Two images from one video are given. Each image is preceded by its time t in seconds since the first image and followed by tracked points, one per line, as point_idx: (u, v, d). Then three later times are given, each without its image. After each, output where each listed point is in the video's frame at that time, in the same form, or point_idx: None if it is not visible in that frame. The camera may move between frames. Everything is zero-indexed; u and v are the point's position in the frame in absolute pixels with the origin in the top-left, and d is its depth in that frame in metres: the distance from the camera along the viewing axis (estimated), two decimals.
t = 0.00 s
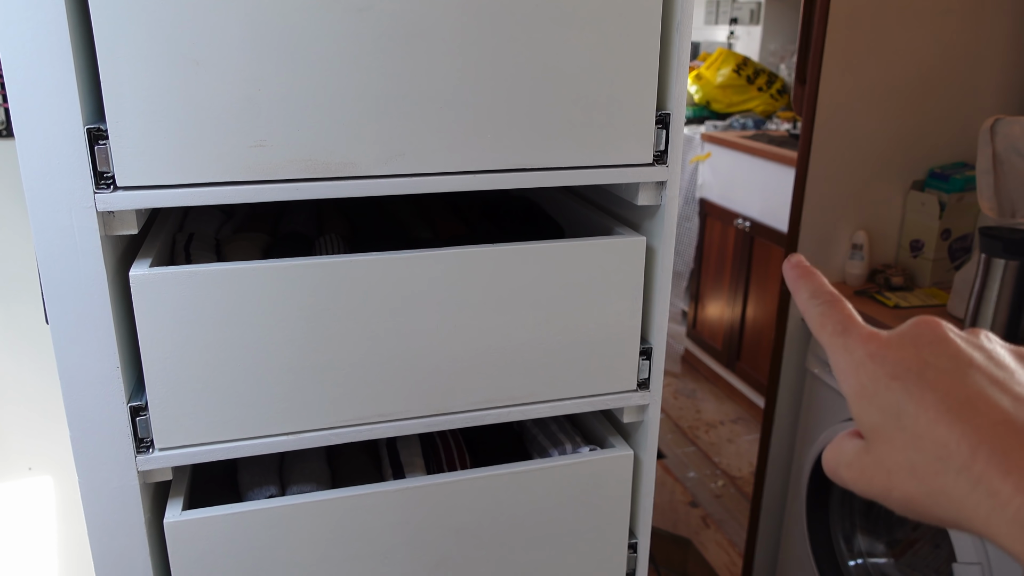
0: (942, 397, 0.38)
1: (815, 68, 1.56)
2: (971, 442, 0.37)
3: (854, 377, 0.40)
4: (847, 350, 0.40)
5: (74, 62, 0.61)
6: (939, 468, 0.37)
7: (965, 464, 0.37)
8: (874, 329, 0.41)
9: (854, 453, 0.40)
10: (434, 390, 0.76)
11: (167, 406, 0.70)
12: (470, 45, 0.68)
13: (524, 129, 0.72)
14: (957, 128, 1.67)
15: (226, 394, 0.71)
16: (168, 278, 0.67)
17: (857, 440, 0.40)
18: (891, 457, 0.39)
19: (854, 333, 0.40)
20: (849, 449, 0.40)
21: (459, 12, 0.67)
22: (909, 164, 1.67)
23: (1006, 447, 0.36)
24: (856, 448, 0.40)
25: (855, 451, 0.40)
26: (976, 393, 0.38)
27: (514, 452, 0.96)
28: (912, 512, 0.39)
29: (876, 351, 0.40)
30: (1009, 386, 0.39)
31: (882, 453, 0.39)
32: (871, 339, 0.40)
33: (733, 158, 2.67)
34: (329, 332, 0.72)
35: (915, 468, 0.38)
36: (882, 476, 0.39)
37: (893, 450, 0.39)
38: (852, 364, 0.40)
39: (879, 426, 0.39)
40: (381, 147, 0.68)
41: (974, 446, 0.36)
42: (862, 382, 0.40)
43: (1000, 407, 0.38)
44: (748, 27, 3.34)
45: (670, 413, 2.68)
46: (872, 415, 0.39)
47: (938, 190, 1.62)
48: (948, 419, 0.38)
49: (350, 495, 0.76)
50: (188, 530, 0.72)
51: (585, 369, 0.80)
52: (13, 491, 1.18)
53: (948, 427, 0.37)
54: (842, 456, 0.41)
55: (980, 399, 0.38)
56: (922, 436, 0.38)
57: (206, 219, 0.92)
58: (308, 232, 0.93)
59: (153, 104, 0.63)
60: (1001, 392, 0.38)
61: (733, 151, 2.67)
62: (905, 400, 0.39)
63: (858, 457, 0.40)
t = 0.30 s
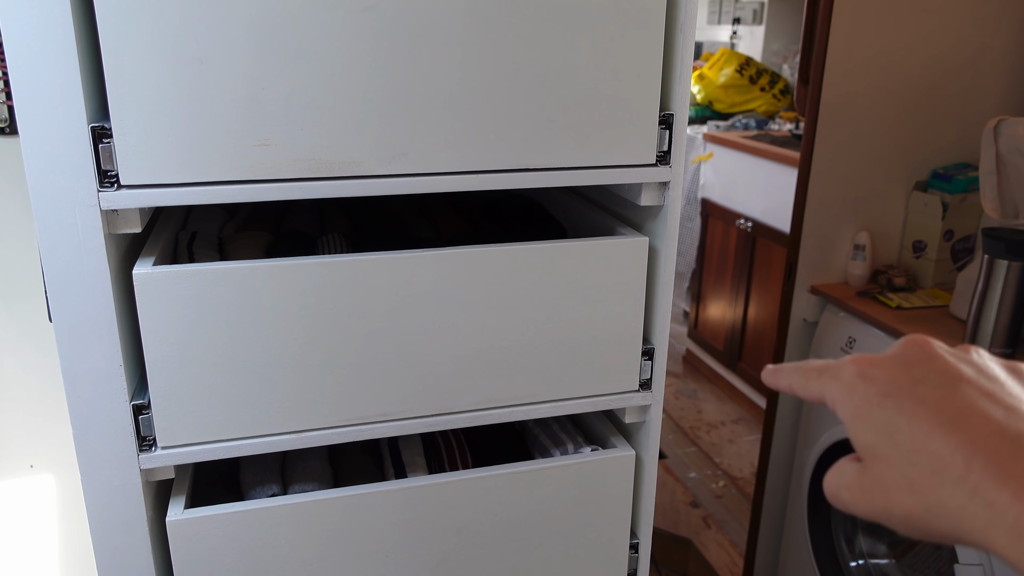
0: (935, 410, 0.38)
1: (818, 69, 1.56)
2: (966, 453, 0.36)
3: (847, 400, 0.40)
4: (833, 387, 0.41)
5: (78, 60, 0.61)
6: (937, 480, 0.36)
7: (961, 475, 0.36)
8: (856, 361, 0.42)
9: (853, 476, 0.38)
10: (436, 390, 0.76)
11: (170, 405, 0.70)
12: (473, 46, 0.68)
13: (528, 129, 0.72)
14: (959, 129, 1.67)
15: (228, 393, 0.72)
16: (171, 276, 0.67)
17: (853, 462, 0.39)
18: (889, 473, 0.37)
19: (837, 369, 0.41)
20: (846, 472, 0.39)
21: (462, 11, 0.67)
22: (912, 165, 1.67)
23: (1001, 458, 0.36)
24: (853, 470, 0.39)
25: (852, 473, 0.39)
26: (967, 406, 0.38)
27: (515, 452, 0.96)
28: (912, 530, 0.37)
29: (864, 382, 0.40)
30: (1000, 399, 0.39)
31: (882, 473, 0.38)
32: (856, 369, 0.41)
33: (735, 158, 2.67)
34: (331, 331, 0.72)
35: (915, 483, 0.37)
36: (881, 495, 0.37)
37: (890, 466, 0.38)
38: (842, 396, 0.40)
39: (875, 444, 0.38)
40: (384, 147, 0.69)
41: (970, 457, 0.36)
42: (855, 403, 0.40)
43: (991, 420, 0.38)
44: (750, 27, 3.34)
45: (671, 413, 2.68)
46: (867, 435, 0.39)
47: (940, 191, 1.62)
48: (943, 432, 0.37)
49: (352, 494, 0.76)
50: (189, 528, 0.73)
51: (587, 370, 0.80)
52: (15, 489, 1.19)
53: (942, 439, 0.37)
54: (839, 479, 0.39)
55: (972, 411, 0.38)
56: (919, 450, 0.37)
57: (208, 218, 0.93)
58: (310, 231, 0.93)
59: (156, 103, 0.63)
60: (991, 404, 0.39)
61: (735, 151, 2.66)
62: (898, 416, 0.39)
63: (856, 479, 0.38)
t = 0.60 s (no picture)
0: (933, 416, 0.38)
1: (820, 68, 1.56)
2: (964, 458, 0.36)
3: (844, 407, 0.40)
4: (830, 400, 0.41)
5: (79, 59, 0.61)
6: (935, 486, 0.36)
7: (959, 481, 0.36)
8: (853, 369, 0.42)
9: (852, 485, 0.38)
10: (437, 389, 0.76)
11: (170, 404, 0.70)
12: (475, 44, 0.68)
13: (529, 128, 0.71)
14: (962, 129, 1.66)
15: (229, 392, 0.71)
16: (172, 275, 0.67)
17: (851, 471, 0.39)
18: (887, 481, 0.37)
19: (834, 380, 0.41)
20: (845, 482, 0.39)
21: (464, 10, 0.67)
22: (914, 165, 1.67)
23: (998, 463, 0.35)
24: (852, 478, 0.39)
25: (851, 481, 0.38)
26: (964, 412, 0.38)
27: (517, 452, 0.96)
28: (913, 538, 0.37)
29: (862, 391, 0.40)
30: (997, 405, 0.39)
31: (880, 481, 0.38)
32: (853, 377, 0.41)
33: (737, 157, 2.67)
34: (332, 330, 0.72)
35: (913, 489, 0.37)
36: (880, 503, 0.37)
37: (888, 474, 0.37)
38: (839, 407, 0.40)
39: (873, 451, 0.38)
40: (385, 145, 0.68)
41: (967, 463, 0.36)
42: (852, 411, 0.39)
43: (989, 426, 0.37)
44: (752, 27, 3.33)
45: (672, 413, 2.68)
46: (865, 443, 0.39)
47: (942, 191, 1.62)
48: (940, 437, 0.37)
49: (352, 494, 0.76)
50: (190, 527, 0.72)
51: (589, 369, 0.80)
52: (15, 488, 1.18)
53: (940, 444, 0.37)
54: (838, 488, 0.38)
55: (969, 416, 0.38)
56: (917, 457, 0.37)
57: (210, 217, 0.92)
58: (311, 230, 0.93)
59: (158, 101, 0.63)
60: (990, 410, 0.39)
61: (737, 151, 2.66)
62: (896, 423, 0.38)
63: (854, 487, 0.38)
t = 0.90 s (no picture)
0: (939, 416, 0.38)
1: (819, 66, 1.56)
2: (969, 459, 0.36)
3: (850, 405, 0.40)
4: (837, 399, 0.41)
5: (79, 60, 0.61)
6: (939, 485, 0.36)
7: (964, 481, 0.36)
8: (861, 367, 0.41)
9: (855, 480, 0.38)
10: (436, 389, 0.76)
11: (171, 404, 0.70)
12: (473, 44, 0.68)
13: (527, 128, 0.72)
14: (961, 127, 1.66)
15: (230, 393, 0.72)
16: (173, 275, 0.67)
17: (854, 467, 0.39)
18: (890, 479, 0.37)
19: (841, 377, 0.41)
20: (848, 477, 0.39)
21: (463, 10, 0.67)
22: (913, 163, 1.67)
23: (1003, 464, 0.35)
24: (855, 475, 0.39)
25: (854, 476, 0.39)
26: (970, 412, 0.38)
27: (516, 451, 0.96)
28: (913, 535, 0.37)
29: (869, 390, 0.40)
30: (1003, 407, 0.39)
31: (884, 478, 0.38)
32: (861, 373, 0.41)
33: (737, 156, 2.67)
34: (332, 331, 0.72)
35: (916, 488, 0.37)
36: (883, 499, 0.37)
37: (892, 472, 0.38)
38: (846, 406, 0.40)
39: (877, 450, 0.38)
40: (384, 145, 0.69)
41: (973, 464, 0.36)
42: (858, 408, 0.39)
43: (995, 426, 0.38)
44: (751, 26, 3.33)
45: (673, 412, 2.68)
46: (871, 440, 0.39)
47: (942, 189, 1.62)
48: (945, 437, 0.37)
49: (353, 493, 0.76)
50: (190, 527, 0.73)
51: (588, 368, 0.80)
52: (16, 489, 1.19)
53: (945, 445, 0.37)
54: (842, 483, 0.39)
55: (976, 417, 0.38)
56: (922, 457, 0.37)
57: (209, 217, 0.93)
58: (311, 230, 0.93)
59: (156, 101, 0.63)
60: (997, 411, 0.38)
61: (737, 150, 2.66)
62: (902, 421, 0.38)
63: (858, 484, 0.38)
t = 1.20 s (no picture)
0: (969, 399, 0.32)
1: (819, 64, 1.56)
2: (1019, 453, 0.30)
3: (856, 383, 0.32)
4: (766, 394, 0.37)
5: (76, 62, 0.61)
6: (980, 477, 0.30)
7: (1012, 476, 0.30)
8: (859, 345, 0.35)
9: (858, 451, 0.31)
10: (435, 389, 0.76)
11: (170, 405, 0.70)
12: (472, 43, 0.68)
13: (525, 127, 0.71)
14: (961, 124, 1.66)
15: (229, 394, 0.72)
16: (172, 276, 0.67)
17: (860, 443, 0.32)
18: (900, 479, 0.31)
19: (836, 352, 0.34)
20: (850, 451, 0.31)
21: (460, 10, 0.67)
22: (913, 161, 1.66)
23: None
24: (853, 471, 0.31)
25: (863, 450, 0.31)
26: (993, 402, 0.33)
27: (517, 450, 0.96)
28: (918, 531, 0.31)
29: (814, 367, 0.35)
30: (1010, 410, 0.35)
31: (909, 459, 0.31)
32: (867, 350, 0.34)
33: (737, 155, 2.66)
34: (330, 331, 0.72)
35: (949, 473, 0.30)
36: (904, 484, 0.31)
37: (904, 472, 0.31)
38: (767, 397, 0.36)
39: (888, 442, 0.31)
40: (383, 145, 0.68)
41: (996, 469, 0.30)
42: (866, 388, 0.32)
43: None
44: (751, 24, 3.33)
45: (674, 411, 2.68)
46: (892, 418, 0.31)
47: (942, 186, 1.61)
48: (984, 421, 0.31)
49: (353, 493, 0.76)
50: (190, 528, 0.73)
51: (588, 367, 0.80)
52: (17, 491, 1.19)
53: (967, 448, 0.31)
54: (843, 455, 0.31)
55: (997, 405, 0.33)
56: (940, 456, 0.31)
57: (208, 218, 0.93)
58: (310, 230, 0.93)
59: (154, 102, 0.63)
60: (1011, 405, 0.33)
61: (736, 148, 2.66)
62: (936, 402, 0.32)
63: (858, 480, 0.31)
